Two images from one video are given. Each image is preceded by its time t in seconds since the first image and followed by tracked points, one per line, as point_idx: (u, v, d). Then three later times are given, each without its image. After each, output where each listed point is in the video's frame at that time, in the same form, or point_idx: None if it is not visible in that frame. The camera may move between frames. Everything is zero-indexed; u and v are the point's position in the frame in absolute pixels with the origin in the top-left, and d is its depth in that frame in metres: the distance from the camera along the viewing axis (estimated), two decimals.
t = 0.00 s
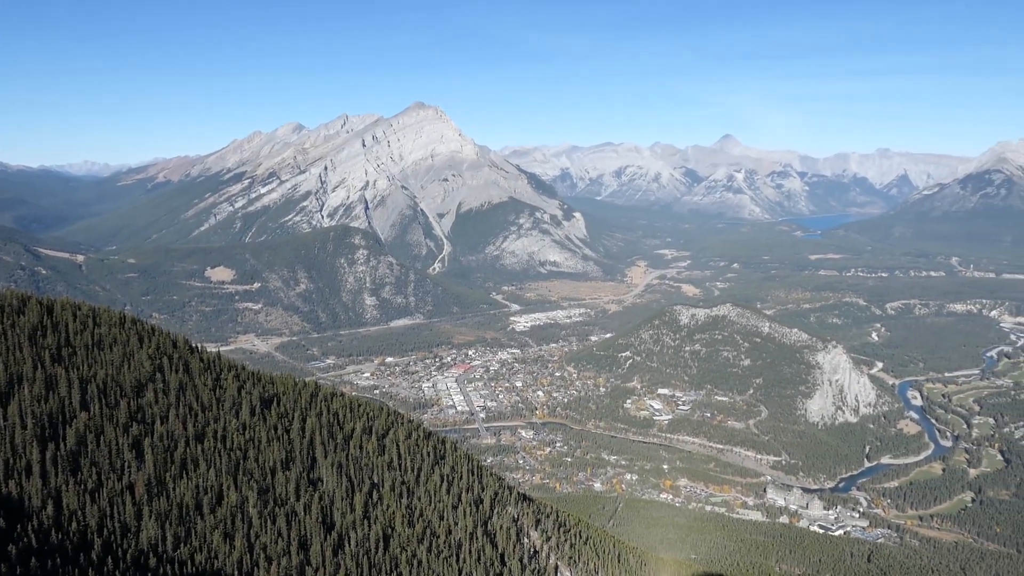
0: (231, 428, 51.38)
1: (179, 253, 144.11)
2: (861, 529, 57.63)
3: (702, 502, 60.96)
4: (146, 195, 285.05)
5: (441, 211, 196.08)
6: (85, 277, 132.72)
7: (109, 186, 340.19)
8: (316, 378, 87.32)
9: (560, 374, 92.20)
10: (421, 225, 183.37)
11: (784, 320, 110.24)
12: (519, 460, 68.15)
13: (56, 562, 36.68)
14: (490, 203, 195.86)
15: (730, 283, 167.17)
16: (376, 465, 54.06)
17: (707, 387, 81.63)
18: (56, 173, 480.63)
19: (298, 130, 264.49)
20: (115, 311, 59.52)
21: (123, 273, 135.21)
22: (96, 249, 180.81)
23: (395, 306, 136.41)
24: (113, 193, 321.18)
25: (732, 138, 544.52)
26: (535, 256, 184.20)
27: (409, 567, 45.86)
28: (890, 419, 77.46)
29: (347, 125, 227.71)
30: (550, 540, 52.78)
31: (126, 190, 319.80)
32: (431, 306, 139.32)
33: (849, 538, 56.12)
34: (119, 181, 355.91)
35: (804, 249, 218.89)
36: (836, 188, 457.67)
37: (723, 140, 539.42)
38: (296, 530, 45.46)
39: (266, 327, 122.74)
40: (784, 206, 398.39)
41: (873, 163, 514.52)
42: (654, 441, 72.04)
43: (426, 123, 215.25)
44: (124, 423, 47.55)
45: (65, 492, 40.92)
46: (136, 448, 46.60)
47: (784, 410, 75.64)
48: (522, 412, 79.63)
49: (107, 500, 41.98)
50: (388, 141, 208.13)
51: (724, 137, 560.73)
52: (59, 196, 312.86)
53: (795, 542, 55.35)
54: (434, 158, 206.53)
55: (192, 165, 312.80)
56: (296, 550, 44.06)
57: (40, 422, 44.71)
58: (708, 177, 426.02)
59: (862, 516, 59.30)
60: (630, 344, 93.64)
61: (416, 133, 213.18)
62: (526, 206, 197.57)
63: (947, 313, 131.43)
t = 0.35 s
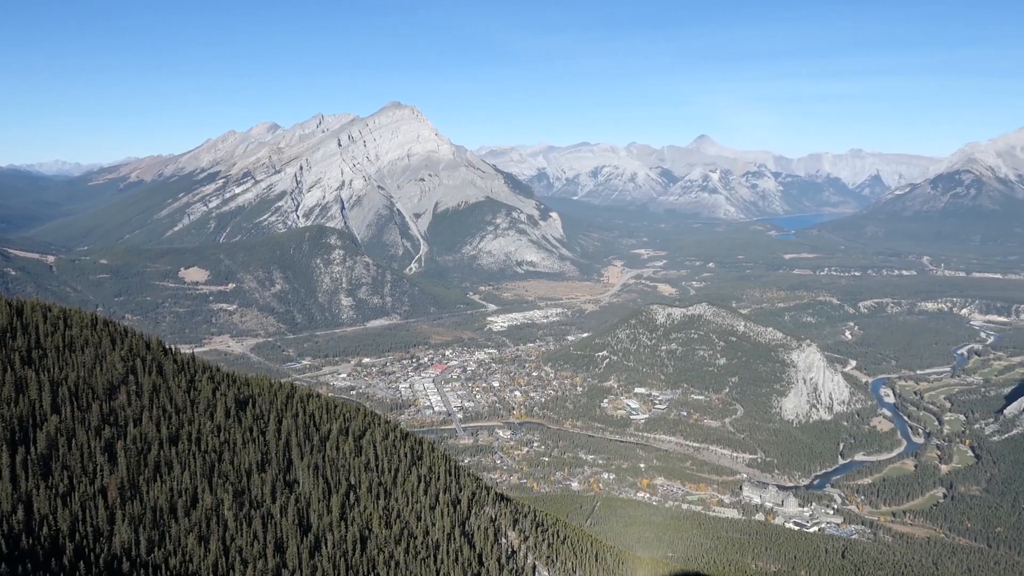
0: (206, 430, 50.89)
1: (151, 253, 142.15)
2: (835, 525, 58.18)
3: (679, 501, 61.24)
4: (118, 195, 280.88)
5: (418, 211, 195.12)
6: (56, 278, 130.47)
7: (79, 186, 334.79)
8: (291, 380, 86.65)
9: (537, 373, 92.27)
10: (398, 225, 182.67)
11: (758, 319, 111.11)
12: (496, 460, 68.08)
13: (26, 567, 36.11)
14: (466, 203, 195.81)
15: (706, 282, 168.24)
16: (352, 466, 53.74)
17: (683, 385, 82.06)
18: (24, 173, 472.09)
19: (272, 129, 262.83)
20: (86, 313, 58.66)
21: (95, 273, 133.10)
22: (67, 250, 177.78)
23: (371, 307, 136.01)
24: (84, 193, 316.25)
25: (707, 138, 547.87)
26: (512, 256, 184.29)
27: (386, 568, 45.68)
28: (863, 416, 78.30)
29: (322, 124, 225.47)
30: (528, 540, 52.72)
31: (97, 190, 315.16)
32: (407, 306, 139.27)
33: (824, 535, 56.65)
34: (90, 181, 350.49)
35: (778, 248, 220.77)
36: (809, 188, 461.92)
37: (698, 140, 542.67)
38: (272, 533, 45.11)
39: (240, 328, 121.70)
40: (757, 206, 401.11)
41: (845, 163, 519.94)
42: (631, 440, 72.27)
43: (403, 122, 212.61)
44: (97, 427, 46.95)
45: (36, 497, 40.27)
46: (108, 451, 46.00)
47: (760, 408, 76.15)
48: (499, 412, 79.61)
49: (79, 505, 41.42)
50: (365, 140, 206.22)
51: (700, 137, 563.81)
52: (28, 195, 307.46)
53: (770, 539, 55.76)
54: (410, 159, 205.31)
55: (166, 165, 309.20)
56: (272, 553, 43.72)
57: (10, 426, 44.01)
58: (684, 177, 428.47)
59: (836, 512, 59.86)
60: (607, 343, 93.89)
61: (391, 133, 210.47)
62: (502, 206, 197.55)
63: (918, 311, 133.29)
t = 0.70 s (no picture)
0: (181, 433, 50.36)
1: (125, 254, 140.29)
2: (810, 524, 58.67)
3: (657, 501, 61.47)
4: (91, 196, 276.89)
5: (396, 212, 194.35)
6: (27, 280, 128.39)
7: (51, 188, 329.75)
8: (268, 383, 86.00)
9: (515, 374, 92.28)
10: (376, 227, 181.85)
11: (736, 320, 111.80)
12: (475, 462, 67.98)
13: None
14: (444, 205, 195.73)
15: (683, 283, 169.21)
16: (329, 469, 53.37)
17: (661, 386, 82.37)
18: None
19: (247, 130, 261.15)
20: (59, 315, 57.78)
21: (67, 275, 131.09)
22: (39, 252, 174.90)
23: (348, 309, 135.56)
24: (56, 194, 311.57)
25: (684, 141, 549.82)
26: (490, 258, 184.44)
27: (364, 572, 45.42)
28: (838, 416, 78.99)
29: (299, 124, 223.40)
30: (506, 542, 52.68)
31: (70, 191, 310.84)
32: (384, 308, 139.09)
33: (800, 534, 57.09)
34: (62, 182, 345.50)
35: (755, 250, 222.35)
36: (785, 190, 465.68)
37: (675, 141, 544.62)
38: (249, 536, 44.73)
39: (216, 330, 120.73)
40: (734, 208, 403.81)
41: (820, 166, 524.47)
42: (609, 441, 72.42)
43: (382, 124, 210.36)
44: (69, 430, 46.34)
45: (6, 502, 39.69)
46: (82, 455, 45.41)
47: (736, 409, 76.61)
48: (477, 414, 79.51)
49: (51, 509, 40.89)
50: (342, 142, 204.21)
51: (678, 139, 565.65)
52: None
53: (746, 539, 56.12)
54: (388, 160, 204.28)
55: (139, 166, 305.49)
56: (249, 557, 43.36)
57: None
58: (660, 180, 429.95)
59: (812, 512, 60.33)
60: (585, 345, 94.05)
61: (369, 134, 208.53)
62: (481, 208, 197.77)
63: (892, 311, 134.82)
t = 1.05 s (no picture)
0: (156, 437, 49.83)
1: (98, 256, 138.32)
2: (787, 523, 59.12)
3: (635, 501, 61.74)
4: (62, 197, 272.28)
5: (373, 213, 194.30)
6: None
7: (21, 189, 324.12)
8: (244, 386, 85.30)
9: (494, 375, 92.30)
10: (353, 228, 180.96)
11: (713, 320, 112.51)
12: (453, 463, 67.90)
13: None
14: (422, 206, 195.29)
15: (660, 284, 170.10)
16: (307, 471, 53.00)
17: (638, 386, 82.70)
18: None
19: (222, 130, 258.90)
20: (30, 318, 56.86)
21: (38, 278, 128.92)
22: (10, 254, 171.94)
23: (325, 310, 134.95)
24: (26, 195, 306.43)
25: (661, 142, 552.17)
26: (468, 258, 184.43)
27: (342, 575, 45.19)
28: (814, 415, 79.71)
29: (275, 125, 221.46)
30: (485, 543, 52.69)
31: (41, 193, 305.87)
32: (362, 309, 138.57)
33: (776, 533, 57.55)
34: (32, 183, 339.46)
35: (731, 251, 223.95)
36: (761, 190, 469.22)
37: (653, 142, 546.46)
38: (225, 540, 44.36)
39: (191, 333, 119.57)
40: (710, 208, 406.67)
41: (795, 167, 528.38)
42: (587, 442, 72.59)
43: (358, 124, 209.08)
44: (41, 435, 45.71)
45: None
46: (54, 460, 44.85)
47: (713, 409, 77.13)
48: (456, 415, 79.39)
49: (23, 515, 40.34)
50: (319, 142, 202.31)
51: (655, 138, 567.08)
52: None
53: (723, 538, 56.50)
54: (365, 161, 203.27)
55: (112, 167, 300.97)
56: (225, 561, 43.01)
57: None
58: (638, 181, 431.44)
59: (788, 510, 60.85)
60: (563, 346, 94.21)
61: (345, 135, 207.19)
62: (458, 209, 197.61)
63: (866, 312, 136.33)
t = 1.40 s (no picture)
0: (131, 440, 49.30)
1: (71, 257, 136.59)
2: (763, 520, 59.61)
3: (613, 500, 61.99)
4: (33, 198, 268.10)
5: (350, 214, 193.65)
6: None
7: None
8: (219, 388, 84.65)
9: (471, 376, 92.24)
10: (329, 228, 179.98)
11: (689, 320, 113.12)
12: (431, 464, 67.81)
13: None
14: (399, 206, 194.88)
15: (637, 284, 170.88)
16: (284, 473, 52.62)
17: (616, 386, 83.01)
18: None
19: (196, 130, 256.79)
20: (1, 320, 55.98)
21: (9, 280, 127.02)
22: None
23: (302, 311, 134.32)
24: None
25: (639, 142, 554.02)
26: (445, 259, 184.36)
27: None
28: (789, 414, 80.42)
29: (251, 125, 219.84)
30: (463, 544, 52.67)
31: (10, 193, 300.97)
32: (339, 310, 138.04)
33: (753, 530, 58.02)
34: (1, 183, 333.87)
35: (707, 251, 225.29)
36: (737, 191, 472.35)
37: (629, 142, 547.57)
38: (201, 543, 44.04)
39: (166, 335, 118.45)
40: (686, 208, 409.04)
41: (769, 167, 531.65)
42: (565, 442, 72.77)
43: (334, 124, 207.48)
44: (13, 439, 45.14)
45: None
46: (26, 464, 44.30)
47: (690, 408, 77.63)
48: (433, 416, 79.31)
49: None
50: (294, 142, 200.30)
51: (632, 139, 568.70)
52: None
53: (700, 536, 56.86)
54: (342, 161, 201.99)
55: (84, 167, 297.01)
56: (201, 564, 42.70)
57: None
58: (615, 181, 432.78)
59: (764, 508, 61.35)
60: (541, 346, 94.36)
61: (321, 135, 205.30)
62: (436, 209, 197.39)
63: (840, 311, 137.68)
